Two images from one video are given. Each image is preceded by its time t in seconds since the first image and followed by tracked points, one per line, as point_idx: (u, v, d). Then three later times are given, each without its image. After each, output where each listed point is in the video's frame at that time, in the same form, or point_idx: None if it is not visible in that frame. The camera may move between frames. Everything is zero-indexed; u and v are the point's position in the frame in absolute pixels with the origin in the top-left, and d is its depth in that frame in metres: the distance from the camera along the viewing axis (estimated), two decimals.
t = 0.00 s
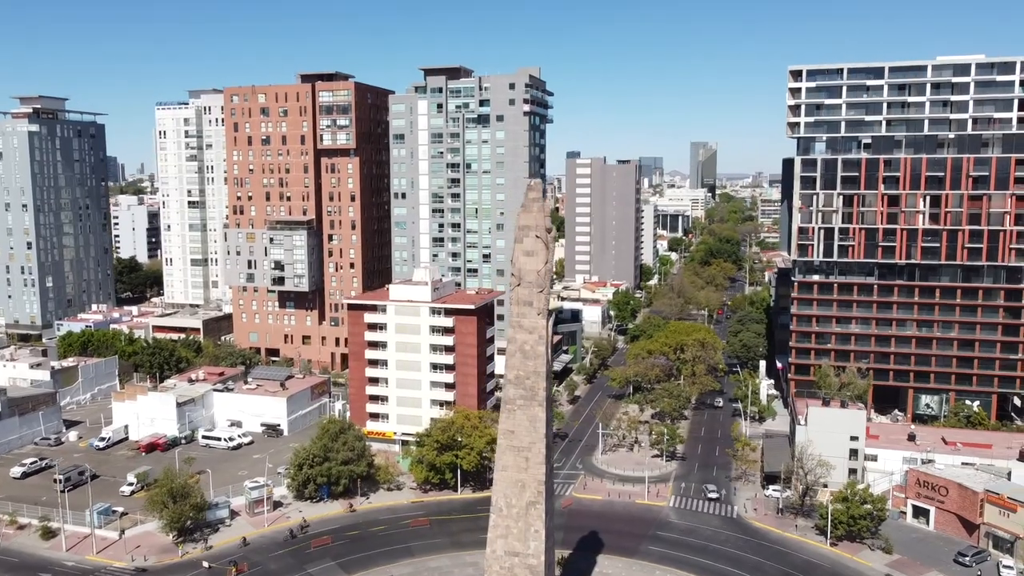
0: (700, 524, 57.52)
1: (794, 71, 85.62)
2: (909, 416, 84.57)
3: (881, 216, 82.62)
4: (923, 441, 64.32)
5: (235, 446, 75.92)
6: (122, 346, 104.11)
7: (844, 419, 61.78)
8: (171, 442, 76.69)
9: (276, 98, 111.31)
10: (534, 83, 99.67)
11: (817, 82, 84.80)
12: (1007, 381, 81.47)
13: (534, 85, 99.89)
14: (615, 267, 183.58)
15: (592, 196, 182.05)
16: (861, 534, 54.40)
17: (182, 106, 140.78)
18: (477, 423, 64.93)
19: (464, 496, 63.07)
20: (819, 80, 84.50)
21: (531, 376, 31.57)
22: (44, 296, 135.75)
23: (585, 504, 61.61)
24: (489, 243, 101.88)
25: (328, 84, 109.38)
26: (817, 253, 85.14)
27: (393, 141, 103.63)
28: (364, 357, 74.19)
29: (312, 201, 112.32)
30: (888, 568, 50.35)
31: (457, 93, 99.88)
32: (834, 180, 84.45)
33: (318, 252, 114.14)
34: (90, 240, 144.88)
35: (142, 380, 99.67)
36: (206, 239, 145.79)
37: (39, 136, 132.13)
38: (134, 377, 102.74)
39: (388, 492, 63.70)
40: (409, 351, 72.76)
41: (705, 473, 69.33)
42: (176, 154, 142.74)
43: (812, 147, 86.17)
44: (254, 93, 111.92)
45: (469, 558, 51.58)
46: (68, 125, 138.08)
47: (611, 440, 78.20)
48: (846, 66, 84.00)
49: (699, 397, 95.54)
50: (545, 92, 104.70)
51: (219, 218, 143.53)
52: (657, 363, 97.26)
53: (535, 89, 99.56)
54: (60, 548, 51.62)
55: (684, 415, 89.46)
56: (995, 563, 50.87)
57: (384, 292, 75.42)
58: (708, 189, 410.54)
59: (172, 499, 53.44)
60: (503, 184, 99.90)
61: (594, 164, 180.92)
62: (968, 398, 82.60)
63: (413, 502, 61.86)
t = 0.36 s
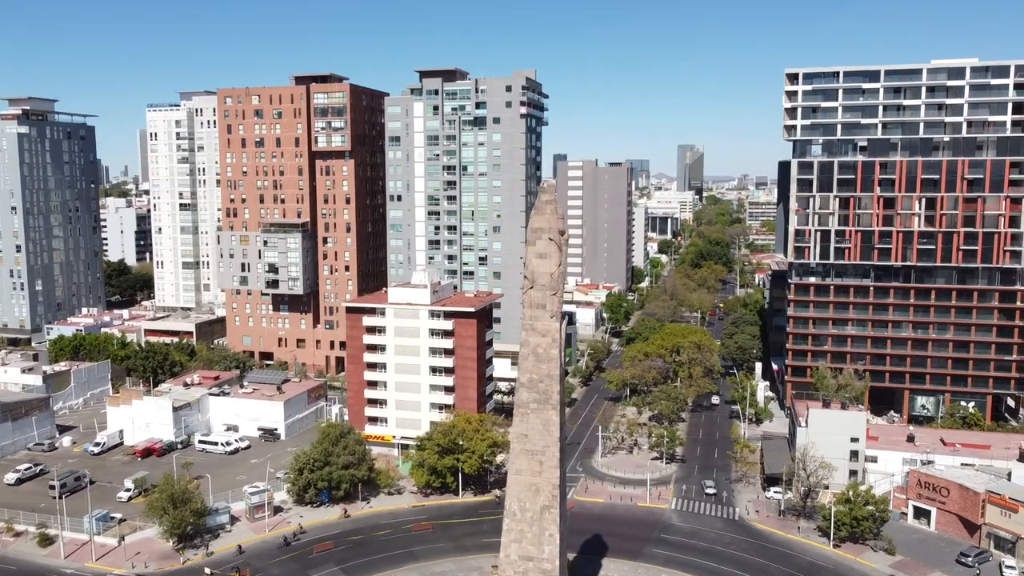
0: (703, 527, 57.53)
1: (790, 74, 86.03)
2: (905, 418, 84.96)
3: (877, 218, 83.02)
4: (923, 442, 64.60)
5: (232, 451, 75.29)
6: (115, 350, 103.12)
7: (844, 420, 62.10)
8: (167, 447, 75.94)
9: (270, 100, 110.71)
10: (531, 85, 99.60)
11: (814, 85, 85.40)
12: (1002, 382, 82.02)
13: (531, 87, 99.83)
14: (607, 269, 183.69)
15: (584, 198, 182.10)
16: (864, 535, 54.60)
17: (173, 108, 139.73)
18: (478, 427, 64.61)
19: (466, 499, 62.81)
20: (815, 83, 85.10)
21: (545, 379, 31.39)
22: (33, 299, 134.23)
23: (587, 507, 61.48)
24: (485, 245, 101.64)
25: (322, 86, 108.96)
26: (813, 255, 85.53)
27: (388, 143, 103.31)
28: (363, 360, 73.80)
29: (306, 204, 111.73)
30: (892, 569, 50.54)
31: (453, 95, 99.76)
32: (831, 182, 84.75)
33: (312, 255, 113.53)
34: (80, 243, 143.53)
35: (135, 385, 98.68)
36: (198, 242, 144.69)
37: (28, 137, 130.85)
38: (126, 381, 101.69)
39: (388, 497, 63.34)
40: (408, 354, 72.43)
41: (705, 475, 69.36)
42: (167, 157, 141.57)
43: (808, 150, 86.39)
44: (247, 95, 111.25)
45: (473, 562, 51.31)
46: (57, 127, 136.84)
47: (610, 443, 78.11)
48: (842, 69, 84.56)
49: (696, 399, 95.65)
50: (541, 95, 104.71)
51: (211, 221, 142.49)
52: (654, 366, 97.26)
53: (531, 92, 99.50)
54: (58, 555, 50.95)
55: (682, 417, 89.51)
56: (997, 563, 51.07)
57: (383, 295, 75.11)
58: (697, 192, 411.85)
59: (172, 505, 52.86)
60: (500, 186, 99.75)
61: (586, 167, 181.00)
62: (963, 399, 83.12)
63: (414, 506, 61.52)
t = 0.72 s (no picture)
0: (704, 531, 57.55)
1: (784, 79, 86.21)
2: (899, 420, 85.55)
3: (870, 222, 83.60)
4: (920, 444, 64.94)
5: (227, 457, 74.56)
6: (104, 356, 101.95)
7: (842, 423, 62.29)
8: (161, 454, 75.06)
9: (261, 103, 109.98)
10: (525, 89, 99.47)
11: (808, 90, 85.03)
12: (995, 384, 82.73)
13: (525, 91, 99.70)
14: (597, 273, 183.82)
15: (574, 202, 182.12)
16: (865, 538, 54.82)
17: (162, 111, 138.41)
18: (477, 432, 64.27)
19: (466, 505, 62.50)
20: (810, 87, 84.71)
21: (557, 384, 31.19)
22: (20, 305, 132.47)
23: (587, 511, 61.27)
24: (480, 249, 101.38)
25: (315, 89, 108.38)
26: (808, 258, 85.95)
27: (382, 147, 102.93)
28: (359, 365, 73.31)
29: (299, 208, 111.03)
30: (895, 572, 50.71)
31: (447, 99, 99.54)
32: (825, 186, 85.28)
33: (305, 259, 112.83)
34: (67, 247, 141.96)
35: (126, 391, 97.51)
36: (187, 246, 143.36)
37: (15, 141, 129.27)
38: (116, 387, 100.53)
39: (387, 503, 62.92)
40: (405, 359, 72.03)
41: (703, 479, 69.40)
42: (156, 160, 140.14)
43: (803, 154, 86.76)
44: (238, 98, 110.43)
45: (475, 569, 51.00)
46: (44, 130, 135.27)
47: (608, 447, 77.99)
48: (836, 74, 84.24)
49: (691, 402, 95.76)
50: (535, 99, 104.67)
51: (200, 225, 141.24)
52: (649, 370, 97.32)
53: (525, 95, 99.37)
54: (55, 564, 50.21)
55: (677, 420, 89.59)
56: (997, 565, 51.38)
57: (379, 299, 74.63)
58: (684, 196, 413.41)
59: (170, 513, 52.26)
60: (495, 190, 99.56)
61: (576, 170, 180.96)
62: (957, 401, 83.77)
63: (413, 512, 61.12)
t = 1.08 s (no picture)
0: (696, 534, 57.65)
1: (769, 83, 86.95)
2: (883, 422, 86.55)
3: (853, 225, 84.63)
4: (906, 445, 65.61)
5: (212, 465, 73.45)
6: (83, 362, 100.16)
7: (831, 425, 62.79)
8: (144, 462, 73.75)
9: (243, 106, 108.84)
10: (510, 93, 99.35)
11: (792, 95, 86.18)
12: (975, 385, 83.95)
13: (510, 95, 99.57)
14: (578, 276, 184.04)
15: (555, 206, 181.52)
16: (855, 539, 55.26)
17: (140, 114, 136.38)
18: (467, 437, 63.91)
19: (456, 511, 62.06)
20: (794, 92, 85.85)
21: (560, 390, 31.02)
22: None
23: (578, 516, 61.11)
24: (465, 253, 101.05)
25: (298, 92, 107.46)
26: (792, 262, 86.66)
27: (366, 151, 102.27)
28: (346, 371, 72.60)
29: (281, 212, 109.91)
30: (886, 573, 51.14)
31: (432, 102, 99.21)
32: (809, 190, 86.06)
33: (287, 264, 111.71)
34: (42, 252, 139.37)
35: (105, 398, 95.74)
36: (166, 251, 141.32)
37: None
38: (95, 394, 98.74)
39: (377, 510, 62.34)
40: (394, 364, 71.50)
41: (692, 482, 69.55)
42: (133, 164, 137.99)
43: (787, 158, 87.55)
44: (220, 101, 109.16)
45: None
46: (19, 133, 132.75)
47: (596, 451, 77.92)
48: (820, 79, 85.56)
49: (676, 406, 96.08)
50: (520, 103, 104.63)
51: (179, 229, 139.28)
52: (635, 373, 97.50)
53: (510, 99, 99.26)
54: None
55: (664, 424, 89.79)
56: (985, 564, 51.98)
57: (367, 304, 74.01)
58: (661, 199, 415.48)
59: (158, 523, 51.30)
60: (480, 194, 99.31)
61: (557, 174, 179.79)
62: (939, 402, 84.88)
63: (404, 519, 60.59)
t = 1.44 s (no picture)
0: (668, 536, 58.03)
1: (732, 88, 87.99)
2: (844, 421, 88.38)
3: (815, 228, 86.48)
4: (869, 444, 66.98)
5: (174, 477, 71.55)
6: (35, 372, 96.84)
7: (798, 425, 63.83)
8: (102, 475, 71.50)
9: (203, 108, 106.53)
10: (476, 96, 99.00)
11: (755, 99, 87.20)
12: (932, 384, 86.30)
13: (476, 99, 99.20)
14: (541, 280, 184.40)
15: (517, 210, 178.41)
16: (824, 537, 56.22)
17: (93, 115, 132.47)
18: (438, 442, 63.35)
19: (428, 518, 61.42)
20: (757, 97, 86.85)
21: (545, 395, 30.82)
22: None
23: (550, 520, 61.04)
24: (431, 258, 100.39)
25: (260, 95, 105.59)
26: (756, 265, 88.02)
27: (330, 154, 100.96)
28: (313, 377, 71.46)
29: (242, 216, 107.81)
30: (855, 570, 52.11)
31: (398, 106, 98.44)
32: (772, 194, 87.57)
33: (248, 269, 109.62)
34: None
35: (59, 409, 92.68)
36: (120, 257, 137.53)
37: None
38: (48, 405, 95.53)
39: (347, 518, 61.38)
40: (362, 370, 70.61)
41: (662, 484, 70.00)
42: (86, 167, 133.95)
43: (750, 162, 88.84)
44: (178, 103, 106.66)
45: None
46: None
47: (565, 454, 77.94)
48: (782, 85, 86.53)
49: (643, 408, 96.76)
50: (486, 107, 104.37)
51: (134, 234, 135.64)
52: (601, 376, 97.94)
53: (476, 103, 98.92)
54: None
55: (631, 426, 90.33)
56: (949, 558, 53.31)
57: (334, 310, 72.80)
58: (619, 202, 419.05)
59: (122, 538, 49.68)
60: (446, 198, 98.77)
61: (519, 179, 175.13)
62: (897, 401, 87.01)
63: (375, 527, 59.77)
